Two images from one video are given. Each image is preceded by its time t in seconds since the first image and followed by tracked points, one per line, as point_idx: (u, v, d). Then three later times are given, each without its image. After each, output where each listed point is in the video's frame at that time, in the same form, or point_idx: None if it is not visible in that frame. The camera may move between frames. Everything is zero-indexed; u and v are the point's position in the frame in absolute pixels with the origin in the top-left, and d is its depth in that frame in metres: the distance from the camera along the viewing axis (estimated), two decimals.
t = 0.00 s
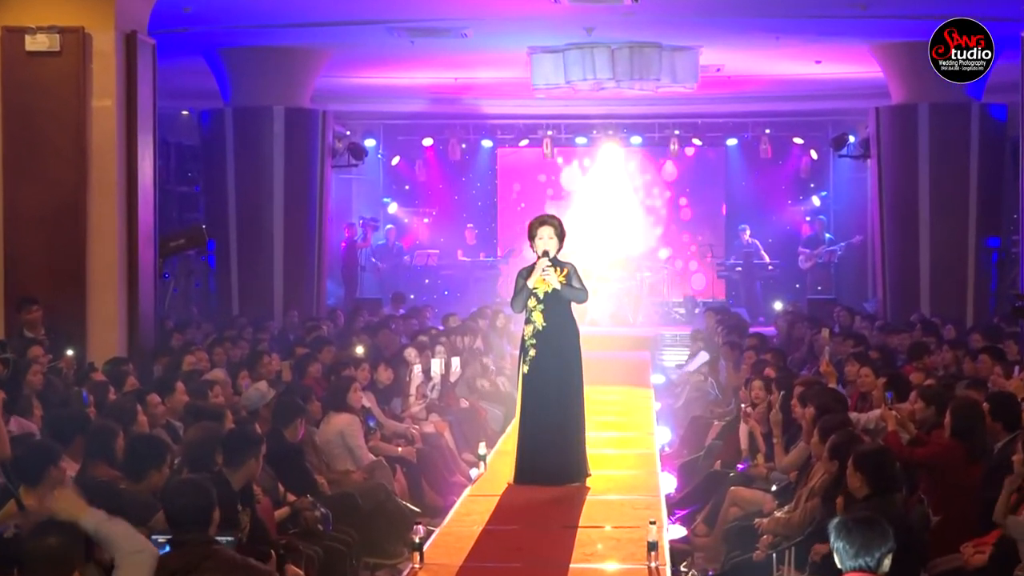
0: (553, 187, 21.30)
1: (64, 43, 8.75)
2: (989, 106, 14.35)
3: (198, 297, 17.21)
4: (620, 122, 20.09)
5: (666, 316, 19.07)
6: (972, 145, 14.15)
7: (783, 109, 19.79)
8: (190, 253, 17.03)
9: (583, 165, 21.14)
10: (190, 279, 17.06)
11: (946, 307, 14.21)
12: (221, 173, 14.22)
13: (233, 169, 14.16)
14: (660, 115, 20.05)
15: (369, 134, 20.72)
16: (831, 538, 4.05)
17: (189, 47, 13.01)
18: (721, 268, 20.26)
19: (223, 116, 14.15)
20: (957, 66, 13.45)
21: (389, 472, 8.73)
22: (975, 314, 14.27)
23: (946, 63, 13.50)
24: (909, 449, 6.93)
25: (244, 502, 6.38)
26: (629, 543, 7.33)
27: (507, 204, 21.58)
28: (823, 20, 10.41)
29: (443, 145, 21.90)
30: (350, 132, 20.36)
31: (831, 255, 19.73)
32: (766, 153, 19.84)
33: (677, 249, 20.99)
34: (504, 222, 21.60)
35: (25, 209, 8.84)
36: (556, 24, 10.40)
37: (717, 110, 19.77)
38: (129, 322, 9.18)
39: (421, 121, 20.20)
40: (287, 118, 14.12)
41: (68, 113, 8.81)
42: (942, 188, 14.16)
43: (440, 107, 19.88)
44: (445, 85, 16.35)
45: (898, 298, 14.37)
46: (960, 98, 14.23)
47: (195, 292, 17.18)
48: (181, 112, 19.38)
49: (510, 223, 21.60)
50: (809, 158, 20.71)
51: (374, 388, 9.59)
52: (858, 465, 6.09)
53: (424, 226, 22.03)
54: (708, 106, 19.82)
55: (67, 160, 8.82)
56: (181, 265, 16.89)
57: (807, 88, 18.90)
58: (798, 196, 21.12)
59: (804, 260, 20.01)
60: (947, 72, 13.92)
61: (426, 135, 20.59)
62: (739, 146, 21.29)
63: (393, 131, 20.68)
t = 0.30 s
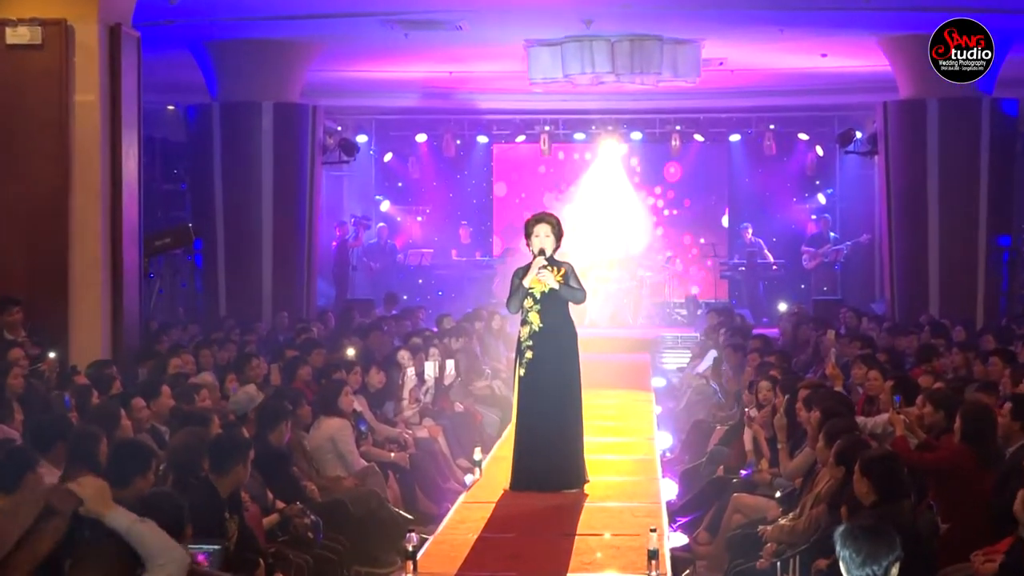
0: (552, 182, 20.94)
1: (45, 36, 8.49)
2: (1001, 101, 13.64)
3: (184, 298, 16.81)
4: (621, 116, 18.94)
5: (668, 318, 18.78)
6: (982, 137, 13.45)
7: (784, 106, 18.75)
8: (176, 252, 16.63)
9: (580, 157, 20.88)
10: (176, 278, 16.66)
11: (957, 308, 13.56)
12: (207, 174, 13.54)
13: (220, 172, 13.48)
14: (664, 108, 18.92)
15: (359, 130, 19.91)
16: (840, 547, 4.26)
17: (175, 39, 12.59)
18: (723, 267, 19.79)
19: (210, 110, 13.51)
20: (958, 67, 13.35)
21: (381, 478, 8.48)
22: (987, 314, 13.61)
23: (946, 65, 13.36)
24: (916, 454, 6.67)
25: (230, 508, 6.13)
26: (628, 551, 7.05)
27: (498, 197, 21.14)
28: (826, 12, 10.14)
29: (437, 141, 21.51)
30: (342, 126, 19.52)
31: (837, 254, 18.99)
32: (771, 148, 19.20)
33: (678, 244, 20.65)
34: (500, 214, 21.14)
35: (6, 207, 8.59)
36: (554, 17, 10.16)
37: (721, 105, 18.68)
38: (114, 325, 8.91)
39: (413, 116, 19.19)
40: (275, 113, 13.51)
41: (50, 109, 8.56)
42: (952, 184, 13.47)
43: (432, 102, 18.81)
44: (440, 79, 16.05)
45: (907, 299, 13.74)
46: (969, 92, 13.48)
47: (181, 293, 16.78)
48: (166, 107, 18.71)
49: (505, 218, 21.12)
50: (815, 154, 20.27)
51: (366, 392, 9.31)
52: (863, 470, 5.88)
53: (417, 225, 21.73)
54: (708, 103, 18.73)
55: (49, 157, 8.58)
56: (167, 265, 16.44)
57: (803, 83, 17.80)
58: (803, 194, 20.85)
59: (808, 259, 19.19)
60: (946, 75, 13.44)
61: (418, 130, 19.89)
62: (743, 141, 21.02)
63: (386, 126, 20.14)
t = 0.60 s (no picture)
0: (550, 172, 20.58)
1: (28, 27, 8.26)
2: (1014, 94, 13.24)
3: (172, 298, 16.45)
4: (622, 110, 18.42)
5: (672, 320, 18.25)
6: (997, 133, 13.06)
7: (793, 99, 18.08)
8: (164, 251, 16.23)
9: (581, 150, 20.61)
10: (163, 278, 16.27)
11: (969, 309, 13.16)
12: (197, 170, 13.21)
13: (210, 167, 13.16)
14: (665, 102, 18.35)
15: (353, 125, 19.00)
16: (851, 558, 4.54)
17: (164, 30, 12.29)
18: (729, 266, 19.29)
19: (199, 102, 13.14)
20: (958, 66, 13.07)
21: (376, 483, 8.19)
22: (1001, 316, 13.18)
23: (945, 65, 13.09)
24: (927, 459, 6.41)
25: (222, 515, 5.87)
26: (631, 559, 6.79)
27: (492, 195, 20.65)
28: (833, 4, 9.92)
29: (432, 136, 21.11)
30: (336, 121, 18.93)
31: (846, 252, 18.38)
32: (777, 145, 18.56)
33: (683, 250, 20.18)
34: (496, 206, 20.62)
35: None
36: (555, 9, 9.94)
37: (729, 99, 18.16)
38: (100, 325, 8.66)
39: (408, 111, 18.74)
40: (266, 107, 13.17)
41: (34, 103, 8.32)
42: (965, 180, 13.10)
43: (425, 97, 18.19)
44: (436, 72, 15.76)
45: (917, 300, 13.35)
46: (982, 85, 13.10)
47: (168, 293, 16.40)
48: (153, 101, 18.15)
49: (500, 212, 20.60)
50: (823, 150, 20.09)
51: (360, 395, 9.06)
52: (874, 475, 5.58)
53: (413, 222, 21.26)
54: (711, 95, 18.19)
55: (33, 152, 8.34)
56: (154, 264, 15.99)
57: (804, 75, 17.07)
58: (810, 191, 20.59)
59: (816, 258, 18.56)
60: (946, 74, 13.14)
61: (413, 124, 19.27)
62: (748, 138, 20.76)
63: (381, 121, 19.29)
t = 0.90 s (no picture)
0: (559, 165, 20.26)
1: (12, 19, 8.04)
2: None
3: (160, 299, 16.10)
4: (627, 105, 18.13)
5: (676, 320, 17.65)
6: (1011, 126, 12.69)
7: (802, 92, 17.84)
8: (151, 250, 15.83)
9: (583, 145, 20.30)
10: (152, 278, 15.85)
11: (984, 311, 12.81)
12: (186, 168, 12.91)
13: (200, 165, 12.85)
14: (667, 96, 17.97)
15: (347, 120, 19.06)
16: None
17: (152, 22, 12.04)
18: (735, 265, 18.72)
19: (188, 97, 12.83)
20: (957, 66, 12.79)
21: (370, 490, 7.93)
22: (1016, 318, 12.80)
23: (945, 65, 12.84)
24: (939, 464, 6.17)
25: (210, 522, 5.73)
26: (634, 568, 6.53)
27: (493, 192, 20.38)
28: None
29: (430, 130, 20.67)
30: (327, 115, 18.43)
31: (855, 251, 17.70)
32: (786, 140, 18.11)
33: (691, 258, 19.65)
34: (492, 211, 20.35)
35: None
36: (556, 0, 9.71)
37: (734, 93, 17.86)
38: (86, 326, 8.43)
39: (402, 105, 18.40)
40: (258, 102, 12.90)
41: (18, 98, 8.09)
42: (979, 177, 12.78)
43: (416, 91, 17.91)
44: (432, 65, 15.49)
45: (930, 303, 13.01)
46: (999, 80, 12.71)
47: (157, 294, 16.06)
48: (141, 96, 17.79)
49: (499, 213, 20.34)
50: (832, 145, 19.40)
51: (354, 398, 8.80)
52: (889, 482, 5.34)
53: (409, 219, 20.73)
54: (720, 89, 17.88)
55: (19, 149, 8.11)
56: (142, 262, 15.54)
57: (811, 68, 16.65)
58: (819, 188, 19.85)
59: (822, 257, 17.94)
60: (947, 72, 12.85)
61: (408, 117, 18.87)
62: (754, 132, 20.05)
63: (376, 117, 19.13)
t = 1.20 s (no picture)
0: (561, 160, 19.77)
1: None
2: None
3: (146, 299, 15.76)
4: (626, 100, 17.75)
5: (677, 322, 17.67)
6: None
7: (813, 87, 17.45)
8: (137, 250, 15.45)
9: (583, 140, 19.79)
10: (136, 278, 15.46)
11: (996, 312, 12.51)
12: (172, 166, 12.63)
13: (187, 164, 12.56)
14: (672, 89, 17.54)
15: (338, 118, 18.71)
16: None
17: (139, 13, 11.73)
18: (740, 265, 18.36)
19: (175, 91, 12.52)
20: (958, 67, 12.72)
21: (363, 497, 7.68)
22: None
23: (945, 65, 12.81)
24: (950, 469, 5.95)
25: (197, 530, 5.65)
26: None
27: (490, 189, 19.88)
28: None
29: (424, 126, 19.99)
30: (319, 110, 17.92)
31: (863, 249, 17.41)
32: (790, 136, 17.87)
33: (693, 257, 19.36)
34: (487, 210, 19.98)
35: None
36: None
37: (736, 86, 17.56)
38: (68, 327, 8.26)
39: (395, 100, 18.13)
40: (247, 96, 12.61)
41: None
42: (990, 172, 12.48)
43: (406, 84, 17.60)
44: (425, 58, 15.19)
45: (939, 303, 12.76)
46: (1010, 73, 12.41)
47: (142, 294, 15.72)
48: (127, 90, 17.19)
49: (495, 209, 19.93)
50: (839, 141, 19.04)
51: (346, 402, 8.56)
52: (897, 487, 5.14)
53: (403, 217, 20.20)
54: (723, 82, 17.57)
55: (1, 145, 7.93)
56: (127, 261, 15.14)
57: (820, 60, 16.22)
58: (826, 185, 19.44)
59: (828, 257, 17.74)
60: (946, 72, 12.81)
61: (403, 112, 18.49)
62: (759, 128, 19.60)
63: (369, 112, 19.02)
